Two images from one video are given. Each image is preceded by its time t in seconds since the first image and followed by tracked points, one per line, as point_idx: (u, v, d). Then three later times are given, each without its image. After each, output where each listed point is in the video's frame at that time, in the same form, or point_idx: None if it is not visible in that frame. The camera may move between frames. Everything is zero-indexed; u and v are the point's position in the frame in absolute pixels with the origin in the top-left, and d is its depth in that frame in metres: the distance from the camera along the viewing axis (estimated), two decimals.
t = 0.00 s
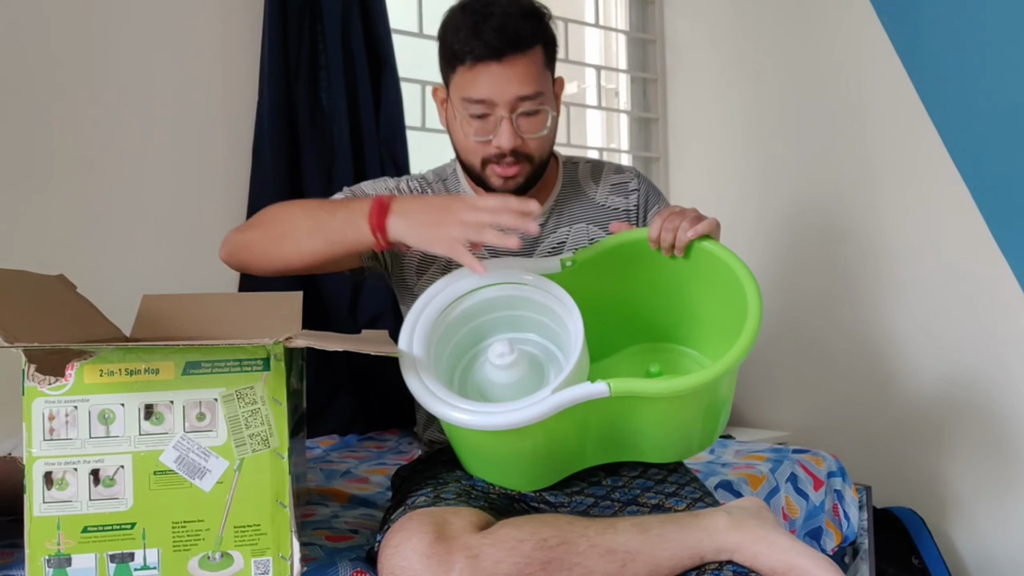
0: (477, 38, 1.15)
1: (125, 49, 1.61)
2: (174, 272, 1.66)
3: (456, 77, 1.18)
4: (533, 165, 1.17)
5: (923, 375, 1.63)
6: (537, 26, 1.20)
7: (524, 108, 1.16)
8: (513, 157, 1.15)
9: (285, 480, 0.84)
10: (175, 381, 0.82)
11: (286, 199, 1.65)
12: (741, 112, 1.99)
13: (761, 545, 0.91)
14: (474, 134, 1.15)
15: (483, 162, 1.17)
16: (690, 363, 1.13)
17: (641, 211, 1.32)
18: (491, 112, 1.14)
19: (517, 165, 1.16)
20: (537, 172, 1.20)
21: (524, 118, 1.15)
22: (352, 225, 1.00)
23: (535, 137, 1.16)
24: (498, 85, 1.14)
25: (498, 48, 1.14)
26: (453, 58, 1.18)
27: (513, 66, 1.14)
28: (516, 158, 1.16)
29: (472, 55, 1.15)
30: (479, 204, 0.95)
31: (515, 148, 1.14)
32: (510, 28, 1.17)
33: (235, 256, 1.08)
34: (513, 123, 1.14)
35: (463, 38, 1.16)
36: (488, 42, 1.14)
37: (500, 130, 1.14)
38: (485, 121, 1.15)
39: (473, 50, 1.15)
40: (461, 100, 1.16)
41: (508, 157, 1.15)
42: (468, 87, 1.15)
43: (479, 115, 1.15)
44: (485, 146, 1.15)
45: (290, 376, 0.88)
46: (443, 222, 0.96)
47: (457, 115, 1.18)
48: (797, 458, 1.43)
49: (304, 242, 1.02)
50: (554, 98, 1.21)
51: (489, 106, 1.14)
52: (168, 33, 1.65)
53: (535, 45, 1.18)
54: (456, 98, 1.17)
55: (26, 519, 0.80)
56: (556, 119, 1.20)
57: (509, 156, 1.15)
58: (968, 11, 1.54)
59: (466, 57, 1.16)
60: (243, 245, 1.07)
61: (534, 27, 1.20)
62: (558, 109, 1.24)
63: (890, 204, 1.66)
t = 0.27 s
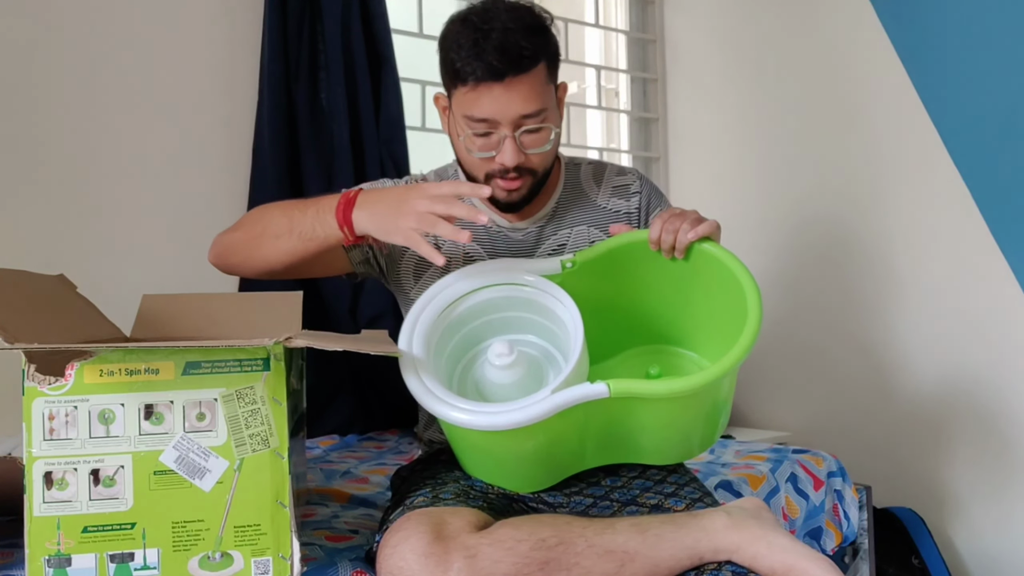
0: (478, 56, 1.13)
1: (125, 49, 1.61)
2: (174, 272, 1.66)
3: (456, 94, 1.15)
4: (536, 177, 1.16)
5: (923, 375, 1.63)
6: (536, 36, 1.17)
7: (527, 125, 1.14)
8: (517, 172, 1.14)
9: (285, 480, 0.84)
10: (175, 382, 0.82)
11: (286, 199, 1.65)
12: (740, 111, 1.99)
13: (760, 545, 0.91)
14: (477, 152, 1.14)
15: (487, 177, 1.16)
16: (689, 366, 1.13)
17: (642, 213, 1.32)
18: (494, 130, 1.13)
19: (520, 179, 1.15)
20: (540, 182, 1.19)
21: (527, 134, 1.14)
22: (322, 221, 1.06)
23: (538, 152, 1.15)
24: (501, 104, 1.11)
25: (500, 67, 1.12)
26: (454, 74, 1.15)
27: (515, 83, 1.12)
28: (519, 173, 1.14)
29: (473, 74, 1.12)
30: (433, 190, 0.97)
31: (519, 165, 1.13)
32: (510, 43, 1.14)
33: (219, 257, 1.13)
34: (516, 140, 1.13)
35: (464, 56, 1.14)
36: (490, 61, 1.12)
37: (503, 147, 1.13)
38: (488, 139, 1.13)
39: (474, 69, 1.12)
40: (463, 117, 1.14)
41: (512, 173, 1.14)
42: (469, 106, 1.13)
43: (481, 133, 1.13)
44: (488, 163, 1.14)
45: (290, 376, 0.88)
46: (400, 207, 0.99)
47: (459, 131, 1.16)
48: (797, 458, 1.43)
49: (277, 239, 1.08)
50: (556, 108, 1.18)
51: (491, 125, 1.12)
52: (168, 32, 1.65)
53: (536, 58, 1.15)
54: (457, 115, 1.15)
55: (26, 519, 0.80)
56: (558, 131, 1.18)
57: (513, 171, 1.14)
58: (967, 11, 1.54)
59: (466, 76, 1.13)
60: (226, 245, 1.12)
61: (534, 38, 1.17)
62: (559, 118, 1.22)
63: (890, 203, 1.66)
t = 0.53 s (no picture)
0: (479, 65, 1.13)
1: (125, 48, 1.60)
2: (173, 272, 1.66)
3: (459, 102, 1.15)
4: (541, 181, 1.17)
5: (923, 376, 1.63)
6: (536, 40, 1.17)
7: (532, 130, 1.14)
8: (523, 177, 1.15)
9: (285, 480, 0.84)
10: (176, 382, 0.82)
11: (286, 199, 1.65)
12: (741, 111, 1.99)
13: (761, 545, 0.91)
14: (483, 160, 1.14)
15: (493, 183, 1.16)
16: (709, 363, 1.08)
17: (643, 215, 1.32)
18: (500, 138, 1.13)
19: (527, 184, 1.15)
20: (545, 185, 1.19)
21: (533, 139, 1.14)
22: (322, 219, 1.06)
23: (544, 157, 1.15)
24: (505, 110, 1.11)
25: (502, 75, 1.11)
26: (457, 84, 1.15)
27: (519, 89, 1.12)
28: (526, 179, 1.15)
29: (475, 83, 1.12)
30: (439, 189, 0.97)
31: (525, 171, 1.13)
32: (511, 50, 1.14)
33: (218, 267, 1.13)
34: (522, 147, 1.13)
35: (466, 66, 1.13)
36: (492, 70, 1.12)
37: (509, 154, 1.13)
38: (493, 146, 1.13)
39: (477, 77, 1.12)
40: (467, 124, 1.14)
41: (519, 179, 1.14)
42: (473, 115, 1.13)
43: (487, 141, 1.13)
44: (495, 170, 1.14)
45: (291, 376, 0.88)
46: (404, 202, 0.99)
47: (463, 139, 1.16)
48: (797, 458, 1.43)
49: (276, 242, 1.08)
50: (558, 111, 1.18)
51: (497, 133, 1.12)
52: (168, 32, 1.65)
53: (538, 63, 1.15)
54: (461, 124, 1.15)
55: (26, 518, 0.80)
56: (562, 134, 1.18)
57: (520, 177, 1.14)
58: (968, 13, 1.54)
59: (469, 84, 1.13)
60: (224, 255, 1.12)
61: (534, 43, 1.17)
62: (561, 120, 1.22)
63: (890, 204, 1.66)
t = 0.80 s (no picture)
0: (481, 65, 1.12)
1: (125, 48, 1.61)
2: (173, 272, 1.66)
3: (462, 105, 1.15)
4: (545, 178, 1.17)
5: (923, 376, 1.63)
6: (535, 36, 1.17)
7: (536, 128, 1.14)
8: (529, 177, 1.15)
9: (286, 480, 0.84)
10: (176, 382, 0.82)
11: (286, 199, 1.65)
12: (741, 111, 1.99)
13: (760, 545, 0.91)
14: (489, 161, 1.14)
15: (498, 183, 1.16)
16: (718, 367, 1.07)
17: (642, 213, 1.32)
18: (505, 137, 1.12)
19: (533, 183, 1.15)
20: (548, 182, 1.20)
21: (537, 138, 1.13)
22: (332, 230, 1.04)
23: (548, 154, 1.15)
24: (509, 109, 1.11)
25: (503, 74, 1.11)
26: (459, 87, 1.14)
27: (522, 88, 1.12)
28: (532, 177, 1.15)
29: (477, 82, 1.12)
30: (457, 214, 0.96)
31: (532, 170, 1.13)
32: (512, 47, 1.13)
33: (217, 276, 1.10)
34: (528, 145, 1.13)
35: (468, 68, 1.13)
36: (494, 69, 1.11)
37: (515, 154, 1.12)
38: (498, 146, 1.13)
39: (481, 79, 1.12)
40: (471, 125, 1.14)
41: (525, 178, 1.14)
42: (478, 116, 1.13)
43: (492, 141, 1.13)
44: (501, 170, 1.14)
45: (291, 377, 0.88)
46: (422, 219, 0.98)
47: (467, 141, 1.16)
48: (797, 458, 1.43)
49: (286, 251, 1.05)
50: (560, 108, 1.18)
51: (502, 133, 1.12)
52: (168, 32, 1.65)
53: (538, 60, 1.15)
54: (465, 126, 1.15)
55: (26, 518, 0.80)
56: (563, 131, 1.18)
57: (526, 176, 1.14)
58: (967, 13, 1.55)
59: (471, 84, 1.13)
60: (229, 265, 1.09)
61: (533, 39, 1.16)
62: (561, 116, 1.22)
63: (889, 204, 1.66)
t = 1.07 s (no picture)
0: (490, 68, 1.12)
1: (125, 49, 1.61)
2: (173, 272, 1.66)
3: (471, 108, 1.15)
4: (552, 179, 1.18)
5: (924, 376, 1.63)
6: (541, 36, 1.16)
7: (545, 129, 1.14)
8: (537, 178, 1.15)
9: (285, 480, 0.84)
10: (176, 382, 0.82)
11: (286, 199, 1.65)
12: (741, 111, 1.99)
13: (760, 546, 0.91)
14: (499, 164, 1.14)
15: (507, 185, 1.16)
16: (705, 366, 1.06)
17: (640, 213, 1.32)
18: (516, 140, 1.13)
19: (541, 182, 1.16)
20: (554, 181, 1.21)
21: (546, 139, 1.14)
22: (365, 247, 0.98)
23: (557, 155, 1.15)
24: (520, 112, 1.11)
25: (514, 78, 1.11)
26: (467, 90, 1.14)
27: (532, 91, 1.12)
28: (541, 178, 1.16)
29: (487, 85, 1.12)
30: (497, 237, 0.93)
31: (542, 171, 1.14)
32: (520, 49, 1.13)
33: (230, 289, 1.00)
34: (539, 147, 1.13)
35: (477, 72, 1.13)
36: (504, 72, 1.11)
37: (525, 156, 1.12)
38: (508, 149, 1.13)
39: (491, 83, 1.11)
40: (481, 128, 1.14)
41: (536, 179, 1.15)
42: (487, 120, 1.13)
43: (503, 144, 1.13)
44: (512, 172, 1.15)
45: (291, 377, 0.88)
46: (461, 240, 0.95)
47: (475, 143, 1.16)
48: (797, 458, 1.43)
49: (314, 264, 0.98)
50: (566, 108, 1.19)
51: (513, 135, 1.12)
52: (168, 33, 1.65)
53: (546, 61, 1.15)
54: (473, 129, 1.15)
55: (27, 518, 0.80)
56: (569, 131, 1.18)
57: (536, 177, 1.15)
58: (967, 14, 1.55)
59: (481, 86, 1.12)
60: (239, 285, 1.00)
61: (539, 40, 1.16)
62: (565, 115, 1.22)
63: (890, 204, 1.66)
